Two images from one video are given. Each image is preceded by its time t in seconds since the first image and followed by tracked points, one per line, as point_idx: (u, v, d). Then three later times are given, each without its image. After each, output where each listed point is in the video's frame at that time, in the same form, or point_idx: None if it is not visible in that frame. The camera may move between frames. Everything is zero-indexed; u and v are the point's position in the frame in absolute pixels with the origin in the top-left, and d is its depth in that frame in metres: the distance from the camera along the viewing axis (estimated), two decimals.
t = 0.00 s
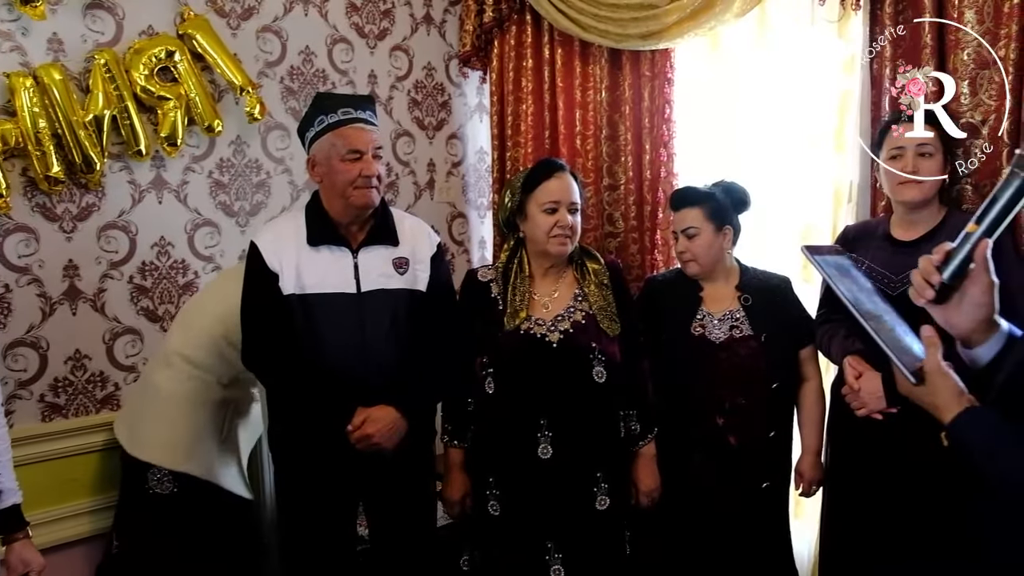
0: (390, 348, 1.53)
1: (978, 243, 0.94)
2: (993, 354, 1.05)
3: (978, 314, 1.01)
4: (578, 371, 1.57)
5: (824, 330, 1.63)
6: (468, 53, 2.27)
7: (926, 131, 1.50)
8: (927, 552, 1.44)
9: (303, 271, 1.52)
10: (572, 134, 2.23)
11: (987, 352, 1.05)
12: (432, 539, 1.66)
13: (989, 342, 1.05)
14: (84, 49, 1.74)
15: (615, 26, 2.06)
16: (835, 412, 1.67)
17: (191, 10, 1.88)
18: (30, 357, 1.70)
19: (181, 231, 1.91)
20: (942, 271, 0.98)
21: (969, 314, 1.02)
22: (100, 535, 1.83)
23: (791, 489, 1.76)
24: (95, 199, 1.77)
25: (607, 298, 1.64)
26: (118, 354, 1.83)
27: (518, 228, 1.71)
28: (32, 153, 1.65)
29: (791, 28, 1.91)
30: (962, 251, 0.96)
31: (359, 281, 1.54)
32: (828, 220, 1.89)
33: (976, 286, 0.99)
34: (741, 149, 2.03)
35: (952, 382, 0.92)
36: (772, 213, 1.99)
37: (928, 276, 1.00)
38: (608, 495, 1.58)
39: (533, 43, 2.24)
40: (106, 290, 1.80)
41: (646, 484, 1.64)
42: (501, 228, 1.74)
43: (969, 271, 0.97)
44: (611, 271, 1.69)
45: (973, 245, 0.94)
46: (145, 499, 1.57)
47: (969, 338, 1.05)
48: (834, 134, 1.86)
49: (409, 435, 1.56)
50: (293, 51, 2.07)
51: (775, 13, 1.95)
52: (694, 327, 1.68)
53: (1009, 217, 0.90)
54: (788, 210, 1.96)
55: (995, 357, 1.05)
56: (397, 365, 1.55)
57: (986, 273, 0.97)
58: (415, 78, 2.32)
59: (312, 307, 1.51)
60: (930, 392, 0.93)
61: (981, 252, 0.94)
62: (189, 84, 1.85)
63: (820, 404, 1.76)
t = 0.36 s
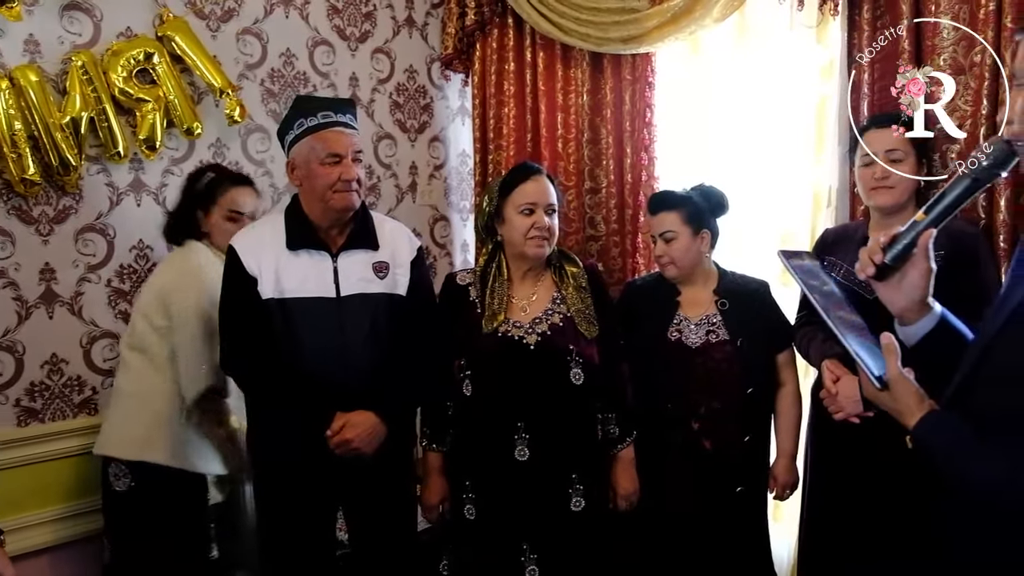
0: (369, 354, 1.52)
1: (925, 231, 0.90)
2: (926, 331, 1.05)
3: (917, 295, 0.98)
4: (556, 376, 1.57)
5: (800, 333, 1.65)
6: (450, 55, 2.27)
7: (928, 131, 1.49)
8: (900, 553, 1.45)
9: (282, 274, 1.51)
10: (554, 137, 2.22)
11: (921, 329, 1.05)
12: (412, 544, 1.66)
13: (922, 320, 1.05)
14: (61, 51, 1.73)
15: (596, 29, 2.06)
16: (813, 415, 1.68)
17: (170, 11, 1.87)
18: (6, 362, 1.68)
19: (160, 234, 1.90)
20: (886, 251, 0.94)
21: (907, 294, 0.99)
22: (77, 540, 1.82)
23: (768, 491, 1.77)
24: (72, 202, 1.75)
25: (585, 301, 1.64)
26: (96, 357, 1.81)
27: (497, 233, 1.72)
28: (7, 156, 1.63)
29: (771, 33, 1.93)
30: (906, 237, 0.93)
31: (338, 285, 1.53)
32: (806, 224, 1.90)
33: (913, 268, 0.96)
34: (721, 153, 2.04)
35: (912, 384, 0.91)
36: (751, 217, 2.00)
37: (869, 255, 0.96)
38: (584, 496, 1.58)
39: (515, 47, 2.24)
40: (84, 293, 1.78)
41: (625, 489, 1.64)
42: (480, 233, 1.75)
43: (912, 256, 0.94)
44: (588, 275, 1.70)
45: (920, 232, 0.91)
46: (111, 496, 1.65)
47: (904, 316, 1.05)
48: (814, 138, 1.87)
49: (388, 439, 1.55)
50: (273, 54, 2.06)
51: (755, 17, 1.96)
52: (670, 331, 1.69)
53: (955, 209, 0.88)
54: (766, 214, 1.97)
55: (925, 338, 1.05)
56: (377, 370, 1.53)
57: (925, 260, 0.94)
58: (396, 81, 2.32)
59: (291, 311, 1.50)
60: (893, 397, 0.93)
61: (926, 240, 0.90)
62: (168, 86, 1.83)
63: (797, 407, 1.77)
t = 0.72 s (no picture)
0: (346, 358, 1.52)
1: (872, 257, 1.05)
2: (883, 352, 1.10)
3: (871, 316, 1.08)
4: (535, 380, 1.57)
5: (778, 338, 1.66)
6: (434, 58, 2.27)
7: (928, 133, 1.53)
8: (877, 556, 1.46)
9: (259, 278, 1.51)
10: (537, 140, 2.22)
11: (878, 352, 1.10)
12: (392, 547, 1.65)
13: (879, 342, 1.10)
14: (40, 53, 1.72)
15: (579, 34, 2.07)
16: (791, 420, 1.69)
17: (151, 13, 1.86)
18: None
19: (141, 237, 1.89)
20: (839, 276, 1.09)
21: (863, 314, 1.09)
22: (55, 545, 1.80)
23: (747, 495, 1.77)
24: (51, 204, 1.74)
25: (563, 303, 1.64)
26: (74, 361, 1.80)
27: (476, 236, 1.72)
28: None
29: (752, 39, 1.94)
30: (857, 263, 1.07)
31: (316, 289, 1.53)
32: (787, 229, 1.90)
33: (867, 293, 1.09)
34: (702, 158, 2.04)
35: (891, 403, 0.87)
36: (731, 221, 2.01)
37: (825, 281, 1.10)
38: (560, 499, 1.58)
39: (499, 50, 2.24)
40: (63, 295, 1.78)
41: (605, 492, 1.64)
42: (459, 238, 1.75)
43: (862, 281, 1.08)
44: (568, 277, 1.69)
45: (868, 259, 1.05)
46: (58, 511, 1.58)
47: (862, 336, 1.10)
48: (793, 144, 1.87)
49: (366, 443, 1.55)
50: (256, 56, 2.06)
51: (736, 23, 1.97)
52: (652, 339, 1.69)
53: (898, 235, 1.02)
54: (747, 219, 1.98)
55: (885, 358, 1.10)
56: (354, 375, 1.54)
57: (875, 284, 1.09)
58: (380, 84, 2.32)
59: (268, 314, 1.49)
60: (872, 421, 0.88)
61: (874, 265, 1.05)
62: (149, 88, 1.83)
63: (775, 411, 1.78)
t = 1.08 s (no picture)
0: (333, 359, 1.53)
1: (851, 255, 1.06)
2: (862, 349, 1.12)
3: (851, 313, 1.10)
4: (522, 382, 1.57)
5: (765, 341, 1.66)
6: (425, 59, 2.28)
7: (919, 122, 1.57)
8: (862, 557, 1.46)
9: (245, 278, 1.51)
10: (528, 141, 2.23)
11: (857, 346, 1.12)
12: (380, 545, 1.65)
13: (859, 338, 1.12)
14: (28, 54, 1.72)
15: (568, 35, 2.07)
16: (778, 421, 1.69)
17: (139, 14, 1.86)
18: None
19: (131, 238, 1.89)
20: (820, 273, 1.10)
21: (844, 311, 1.10)
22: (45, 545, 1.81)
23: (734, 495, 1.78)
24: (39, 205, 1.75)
25: (552, 306, 1.63)
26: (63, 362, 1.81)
27: (465, 236, 1.70)
28: None
29: (740, 41, 1.94)
30: (837, 259, 1.08)
31: (302, 289, 1.53)
32: (773, 230, 1.90)
33: (846, 291, 1.09)
34: (692, 159, 2.05)
35: (860, 401, 0.89)
36: (718, 222, 2.01)
37: (807, 276, 1.11)
38: (546, 499, 1.58)
39: (489, 51, 2.24)
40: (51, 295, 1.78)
41: (588, 492, 1.63)
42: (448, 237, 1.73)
43: (842, 279, 1.09)
44: (556, 278, 1.69)
45: (847, 256, 1.06)
46: None
47: (842, 333, 1.12)
48: (780, 145, 1.88)
49: (353, 443, 1.55)
50: (245, 57, 2.06)
51: (725, 24, 1.97)
52: (643, 342, 1.68)
53: (879, 233, 1.03)
54: (735, 220, 1.99)
55: (862, 353, 1.12)
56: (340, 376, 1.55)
57: (855, 282, 1.08)
58: (371, 84, 2.32)
59: (255, 315, 1.50)
60: (842, 421, 0.89)
61: (852, 263, 1.06)
62: (138, 89, 1.83)
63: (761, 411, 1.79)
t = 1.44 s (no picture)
0: (324, 357, 1.54)
1: (833, 243, 1.07)
2: (842, 336, 1.14)
3: (832, 300, 1.12)
4: (512, 382, 1.58)
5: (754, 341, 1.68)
6: (419, 58, 2.27)
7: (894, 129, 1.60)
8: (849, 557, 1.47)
9: (238, 277, 1.52)
10: (521, 140, 2.24)
11: (835, 334, 1.14)
12: (372, 543, 1.66)
13: (840, 325, 1.14)
14: (22, 51, 1.72)
15: (562, 35, 2.08)
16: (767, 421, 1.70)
17: (134, 12, 1.87)
18: None
19: (124, 235, 1.90)
20: (802, 260, 1.11)
21: (825, 297, 1.13)
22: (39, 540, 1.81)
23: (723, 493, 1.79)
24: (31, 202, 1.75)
25: (546, 307, 1.64)
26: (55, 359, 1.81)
27: (461, 234, 1.72)
28: None
29: (733, 42, 1.95)
30: (820, 246, 1.10)
31: (294, 288, 1.54)
32: (764, 231, 1.92)
33: (828, 278, 1.11)
34: (685, 158, 2.06)
35: (831, 393, 0.90)
36: (709, 221, 2.03)
37: (790, 263, 1.13)
38: (536, 501, 1.58)
39: (484, 50, 2.25)
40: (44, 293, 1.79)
41: (579, 493, 1.64)
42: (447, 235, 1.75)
43: (824, 265, 1.10)
44: (551, 281, 1.69)
45: (830, 243, 1.08)
46: None
47: (823, 317, 1.14)
48: (770, 146, 1.89)
49: (344, 440, 1.56)
50: (240, 55, 2.06)
51: (717, 25, 1.98)
52: (635, 341, 1.69)
53: (863, 221, 1.05)
54: (725, 219, 2.00)
55: (841, 343, 1.14)
56: (331, 374, 1.55)
57: (836, 269, 1.10)
58: (366, 83, 2.32)
59: (246, 313, 1.50)
60: (813, 413, 0.91)
61: (834, 250, 1.07)
62: (132, 87, 1.83)
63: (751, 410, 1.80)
